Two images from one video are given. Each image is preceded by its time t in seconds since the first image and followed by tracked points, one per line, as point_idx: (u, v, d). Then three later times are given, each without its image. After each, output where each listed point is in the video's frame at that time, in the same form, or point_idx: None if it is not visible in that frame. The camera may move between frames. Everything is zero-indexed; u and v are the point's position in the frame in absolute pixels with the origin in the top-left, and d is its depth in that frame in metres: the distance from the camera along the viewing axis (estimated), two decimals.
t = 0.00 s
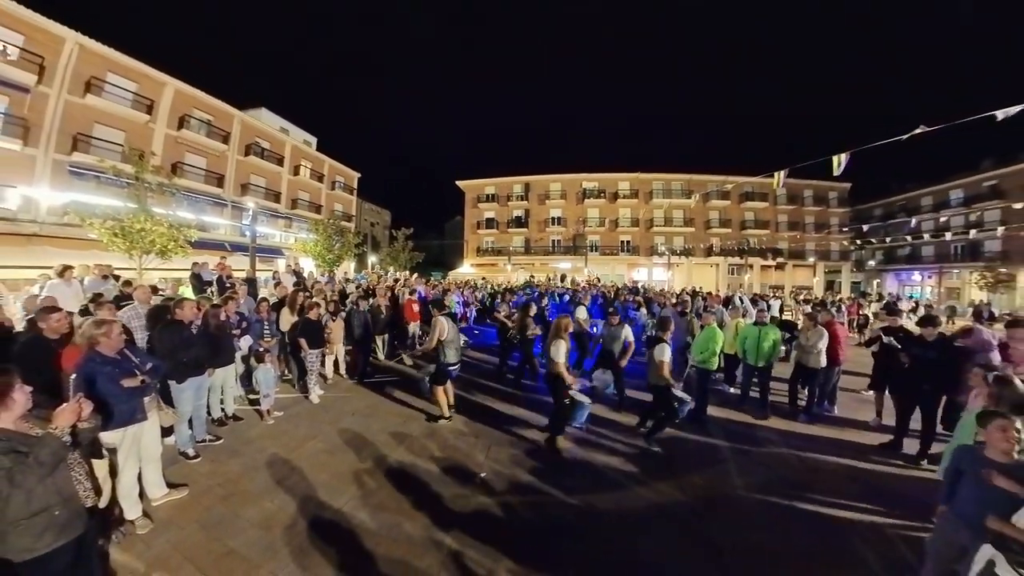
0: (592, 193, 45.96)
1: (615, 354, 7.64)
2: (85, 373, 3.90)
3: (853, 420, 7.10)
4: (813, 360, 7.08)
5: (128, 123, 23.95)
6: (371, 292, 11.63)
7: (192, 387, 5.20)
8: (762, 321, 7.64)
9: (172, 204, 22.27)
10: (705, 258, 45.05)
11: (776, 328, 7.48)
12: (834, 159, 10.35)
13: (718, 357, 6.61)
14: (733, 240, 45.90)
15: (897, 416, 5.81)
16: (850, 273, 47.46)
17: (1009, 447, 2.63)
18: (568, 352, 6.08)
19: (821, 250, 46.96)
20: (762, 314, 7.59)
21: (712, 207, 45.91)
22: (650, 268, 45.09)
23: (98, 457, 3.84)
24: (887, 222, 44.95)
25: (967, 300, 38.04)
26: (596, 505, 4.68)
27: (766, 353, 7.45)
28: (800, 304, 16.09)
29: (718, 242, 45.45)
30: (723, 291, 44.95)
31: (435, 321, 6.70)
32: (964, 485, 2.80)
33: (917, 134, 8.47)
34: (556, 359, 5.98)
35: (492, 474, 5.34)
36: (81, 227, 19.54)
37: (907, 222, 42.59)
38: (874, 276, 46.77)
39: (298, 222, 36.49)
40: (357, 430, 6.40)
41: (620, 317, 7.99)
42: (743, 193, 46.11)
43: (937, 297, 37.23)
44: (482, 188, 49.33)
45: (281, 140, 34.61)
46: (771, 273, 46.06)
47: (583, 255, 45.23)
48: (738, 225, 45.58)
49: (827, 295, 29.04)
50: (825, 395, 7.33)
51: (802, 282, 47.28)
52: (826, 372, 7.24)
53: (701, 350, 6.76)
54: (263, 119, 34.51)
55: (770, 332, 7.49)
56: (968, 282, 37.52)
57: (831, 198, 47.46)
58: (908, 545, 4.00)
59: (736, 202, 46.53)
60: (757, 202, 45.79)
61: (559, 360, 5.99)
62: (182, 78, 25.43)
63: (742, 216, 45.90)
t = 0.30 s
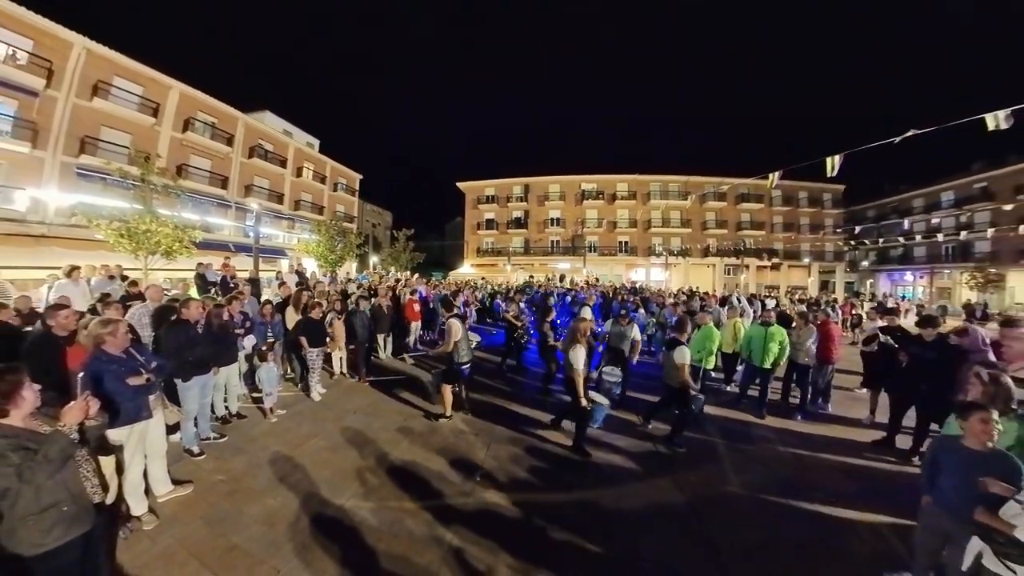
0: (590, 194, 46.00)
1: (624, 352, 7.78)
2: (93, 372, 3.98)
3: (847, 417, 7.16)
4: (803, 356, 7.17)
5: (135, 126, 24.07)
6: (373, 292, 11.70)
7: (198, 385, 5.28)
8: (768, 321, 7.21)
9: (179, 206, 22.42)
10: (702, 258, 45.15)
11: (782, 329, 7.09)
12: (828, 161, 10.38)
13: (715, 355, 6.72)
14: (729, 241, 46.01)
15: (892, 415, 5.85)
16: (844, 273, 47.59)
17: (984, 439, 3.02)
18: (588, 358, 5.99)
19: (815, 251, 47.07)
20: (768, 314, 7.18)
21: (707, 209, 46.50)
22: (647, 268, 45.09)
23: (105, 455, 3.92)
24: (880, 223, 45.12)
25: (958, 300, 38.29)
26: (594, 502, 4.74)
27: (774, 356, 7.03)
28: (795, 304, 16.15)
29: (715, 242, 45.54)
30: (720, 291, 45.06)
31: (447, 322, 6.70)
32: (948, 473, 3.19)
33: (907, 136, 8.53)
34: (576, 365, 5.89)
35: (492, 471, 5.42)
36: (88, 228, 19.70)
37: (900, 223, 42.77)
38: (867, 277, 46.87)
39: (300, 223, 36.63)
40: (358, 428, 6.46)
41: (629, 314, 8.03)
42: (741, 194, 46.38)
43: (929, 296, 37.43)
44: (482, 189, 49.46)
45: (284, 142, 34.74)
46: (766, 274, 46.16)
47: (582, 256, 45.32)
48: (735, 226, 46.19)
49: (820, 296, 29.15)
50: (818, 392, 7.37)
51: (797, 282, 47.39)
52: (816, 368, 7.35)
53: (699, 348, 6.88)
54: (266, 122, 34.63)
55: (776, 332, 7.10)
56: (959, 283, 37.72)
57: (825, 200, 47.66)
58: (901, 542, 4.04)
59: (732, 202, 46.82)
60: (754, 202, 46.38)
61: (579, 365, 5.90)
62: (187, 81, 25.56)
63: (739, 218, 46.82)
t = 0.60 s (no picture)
0: (589, 195, 46.03)
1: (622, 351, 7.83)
2: (100, 370, 4.05)
3: (840, 415, 7.20)
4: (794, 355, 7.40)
5: (141, 129, 24.22)
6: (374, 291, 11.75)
7: (203, 383, 5.35)
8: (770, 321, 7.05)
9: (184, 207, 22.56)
10: (698, 259, 45.19)
11: (782, 326, 6.98)
12: (821, 163, 10.41)
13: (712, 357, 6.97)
14: (726, 242, 46.04)
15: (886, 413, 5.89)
16: (838, 274, 47.63)
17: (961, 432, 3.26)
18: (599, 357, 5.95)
19: (810, 252, 47.13)
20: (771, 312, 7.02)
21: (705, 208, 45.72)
22: (645, 269, 45.09)
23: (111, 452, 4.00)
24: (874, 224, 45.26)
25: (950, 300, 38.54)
26: (591, 499, 4.81)
27: (777, 354, 6.88)
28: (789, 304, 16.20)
29: (712, 243, 45.60)
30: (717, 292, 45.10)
31: (451, 322, 6.73)
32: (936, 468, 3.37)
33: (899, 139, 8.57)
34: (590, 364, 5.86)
35: (492, 468, 5.48)
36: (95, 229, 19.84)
37: (892, 224, 43.00)
38: (861, 277, 46.82)
39: (303, 224, 36.79)
40: (359, 426, 6.54)
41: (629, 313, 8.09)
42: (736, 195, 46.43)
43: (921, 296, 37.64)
44: (482, 190, 49.58)
45: (288, 144, 34.89)
46: (762, 274, 46.20)
47: (581, 257, 45.39)
48: (731, 226, 46.01)
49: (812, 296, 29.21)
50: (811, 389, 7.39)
51: (793, 282, 47.38)
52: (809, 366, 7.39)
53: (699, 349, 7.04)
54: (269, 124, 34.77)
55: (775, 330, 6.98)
56: (952, 283, 37.79)
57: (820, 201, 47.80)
58: (894, 538, 4.09)
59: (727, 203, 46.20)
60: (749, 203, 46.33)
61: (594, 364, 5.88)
62: (192, 85, 25.71)
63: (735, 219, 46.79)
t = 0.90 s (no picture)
0: (588, 196, 46.15)
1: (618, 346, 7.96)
2: (106, 369, 4.14)
3: (835, 413, 7.24)
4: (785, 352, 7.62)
5: (146, 132, 24.36)
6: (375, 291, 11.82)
7: (208, 381, 5.43)
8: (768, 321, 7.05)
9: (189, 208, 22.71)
10: (695, 259, 45.10)
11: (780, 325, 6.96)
12: (815, 166, 10.45)
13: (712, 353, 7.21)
14: (723, 243, 46.09)
15: (880, 411, 5.94)
16: (832, 274, 47.72)
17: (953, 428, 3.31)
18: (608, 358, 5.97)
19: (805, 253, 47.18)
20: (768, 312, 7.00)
21: (701, 211, 46.35)
22: (643, 269, 45.16)
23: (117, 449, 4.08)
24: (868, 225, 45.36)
25: (941, 300, 38.76)
26: (589, 497, 4.87)
27: (780, 351, 6.81)
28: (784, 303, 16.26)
29: (708, 244, 45.64)
30: (714, 292, 45.13)
31: (456, 324, 6.76)
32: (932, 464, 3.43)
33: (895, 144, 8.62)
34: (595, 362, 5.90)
35: (491, 466, 5.55)
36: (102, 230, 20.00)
37: (885, 225, 43.21)
38: (854, 277, 46.95)
39: (306, 224, 36.94)
40: (360, 424, 6.61)
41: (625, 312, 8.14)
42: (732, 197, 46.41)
43: (913, 296, 37.81)
44: (482, 192, 49.60)
45: (291, 146, 35.04)
46: (758, 274, 46.00)
47: (579, 257, 45.54)
48: (726, 227, 46.11)
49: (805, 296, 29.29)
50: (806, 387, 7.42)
51: (787, 282, 47.12)
52: (805, 365, 7.38)
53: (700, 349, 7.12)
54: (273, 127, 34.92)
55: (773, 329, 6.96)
56: (944, 283, 37.98)
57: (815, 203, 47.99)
58: (885, 533, 4.15)
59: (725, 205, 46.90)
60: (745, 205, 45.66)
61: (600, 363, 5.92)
62: (197, 88, 25.85)
63: (731, 220, 46.57)
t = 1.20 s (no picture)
0: (586, 198, 46.35)
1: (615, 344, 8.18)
2: (112, 367, 4.21)
3: (830, 411, 7.33)
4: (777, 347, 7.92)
5: (152, 134, 24.51)
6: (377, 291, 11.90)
7: (211, 380, 5.49)
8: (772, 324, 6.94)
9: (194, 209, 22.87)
10: (692, 260, 45.62)
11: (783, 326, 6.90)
12: (811, 168, 10.51)
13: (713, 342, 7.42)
14: (720, 243, 46.29)
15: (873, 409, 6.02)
16: (826, 275, 47.99)
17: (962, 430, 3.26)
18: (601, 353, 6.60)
19: (800, 254, 47.42)
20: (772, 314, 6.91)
21: (699, 212, 47.02)
22: (641, 269, 45.34)
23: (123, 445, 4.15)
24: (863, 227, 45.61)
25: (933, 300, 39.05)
26: (587, 495, 4.93)
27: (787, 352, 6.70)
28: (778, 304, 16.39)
29: (705, 244, 45.87)
30: (711, 292, 45.32)
31: (454, 322, 6.85)
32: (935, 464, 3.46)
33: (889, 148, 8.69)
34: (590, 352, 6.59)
35: (491, 464, 5.61)
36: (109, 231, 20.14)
37: (879, 225, 43.54)
38: (849, 277, 47.20)
39: (309, 225, 37.14)
40: (362, 422, 6.68)
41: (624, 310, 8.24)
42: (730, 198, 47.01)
43: (905, 296, 38.15)
44: (482, 193, 49.74)
45: (294, 148, 35.21)
46: (754, 274, 45.94)
47: (578, 258, 45.78)
48: (724, 228, 46.90)
49: (799, 296, 29.47)
50: (802, 385, 7.48)
51: (783, 283, 47.09)
52: (801, 364, 7.43)
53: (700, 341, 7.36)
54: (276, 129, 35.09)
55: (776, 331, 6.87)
56: (935, 283, 38.27)
57: (810, 204, 48.29)
58: (878, 530, 4.22)
59: (721, 206, 47.37)
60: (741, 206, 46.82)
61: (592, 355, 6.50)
62: (203, 91, 26.01)
63: (728, 220, 47.34)
